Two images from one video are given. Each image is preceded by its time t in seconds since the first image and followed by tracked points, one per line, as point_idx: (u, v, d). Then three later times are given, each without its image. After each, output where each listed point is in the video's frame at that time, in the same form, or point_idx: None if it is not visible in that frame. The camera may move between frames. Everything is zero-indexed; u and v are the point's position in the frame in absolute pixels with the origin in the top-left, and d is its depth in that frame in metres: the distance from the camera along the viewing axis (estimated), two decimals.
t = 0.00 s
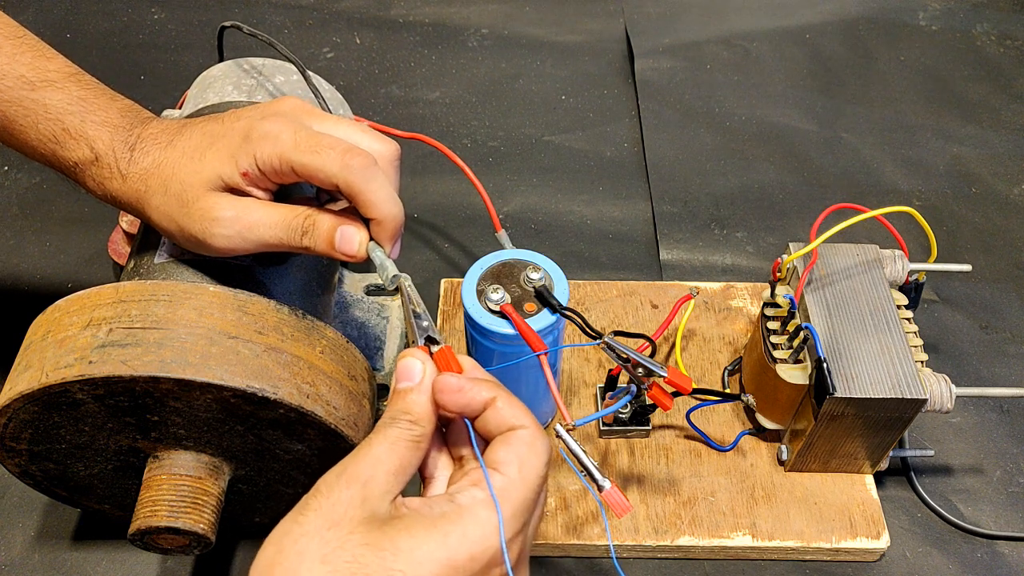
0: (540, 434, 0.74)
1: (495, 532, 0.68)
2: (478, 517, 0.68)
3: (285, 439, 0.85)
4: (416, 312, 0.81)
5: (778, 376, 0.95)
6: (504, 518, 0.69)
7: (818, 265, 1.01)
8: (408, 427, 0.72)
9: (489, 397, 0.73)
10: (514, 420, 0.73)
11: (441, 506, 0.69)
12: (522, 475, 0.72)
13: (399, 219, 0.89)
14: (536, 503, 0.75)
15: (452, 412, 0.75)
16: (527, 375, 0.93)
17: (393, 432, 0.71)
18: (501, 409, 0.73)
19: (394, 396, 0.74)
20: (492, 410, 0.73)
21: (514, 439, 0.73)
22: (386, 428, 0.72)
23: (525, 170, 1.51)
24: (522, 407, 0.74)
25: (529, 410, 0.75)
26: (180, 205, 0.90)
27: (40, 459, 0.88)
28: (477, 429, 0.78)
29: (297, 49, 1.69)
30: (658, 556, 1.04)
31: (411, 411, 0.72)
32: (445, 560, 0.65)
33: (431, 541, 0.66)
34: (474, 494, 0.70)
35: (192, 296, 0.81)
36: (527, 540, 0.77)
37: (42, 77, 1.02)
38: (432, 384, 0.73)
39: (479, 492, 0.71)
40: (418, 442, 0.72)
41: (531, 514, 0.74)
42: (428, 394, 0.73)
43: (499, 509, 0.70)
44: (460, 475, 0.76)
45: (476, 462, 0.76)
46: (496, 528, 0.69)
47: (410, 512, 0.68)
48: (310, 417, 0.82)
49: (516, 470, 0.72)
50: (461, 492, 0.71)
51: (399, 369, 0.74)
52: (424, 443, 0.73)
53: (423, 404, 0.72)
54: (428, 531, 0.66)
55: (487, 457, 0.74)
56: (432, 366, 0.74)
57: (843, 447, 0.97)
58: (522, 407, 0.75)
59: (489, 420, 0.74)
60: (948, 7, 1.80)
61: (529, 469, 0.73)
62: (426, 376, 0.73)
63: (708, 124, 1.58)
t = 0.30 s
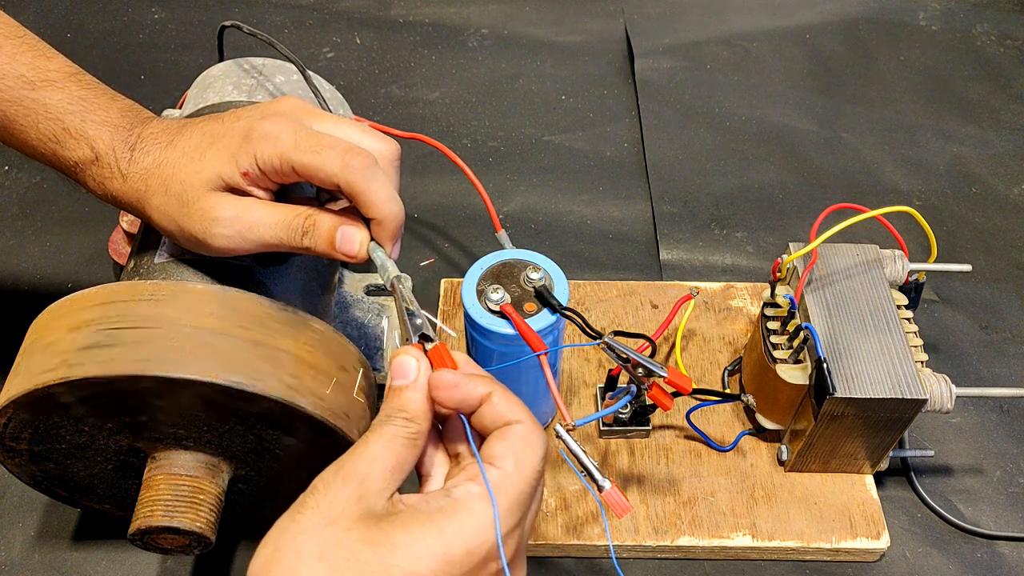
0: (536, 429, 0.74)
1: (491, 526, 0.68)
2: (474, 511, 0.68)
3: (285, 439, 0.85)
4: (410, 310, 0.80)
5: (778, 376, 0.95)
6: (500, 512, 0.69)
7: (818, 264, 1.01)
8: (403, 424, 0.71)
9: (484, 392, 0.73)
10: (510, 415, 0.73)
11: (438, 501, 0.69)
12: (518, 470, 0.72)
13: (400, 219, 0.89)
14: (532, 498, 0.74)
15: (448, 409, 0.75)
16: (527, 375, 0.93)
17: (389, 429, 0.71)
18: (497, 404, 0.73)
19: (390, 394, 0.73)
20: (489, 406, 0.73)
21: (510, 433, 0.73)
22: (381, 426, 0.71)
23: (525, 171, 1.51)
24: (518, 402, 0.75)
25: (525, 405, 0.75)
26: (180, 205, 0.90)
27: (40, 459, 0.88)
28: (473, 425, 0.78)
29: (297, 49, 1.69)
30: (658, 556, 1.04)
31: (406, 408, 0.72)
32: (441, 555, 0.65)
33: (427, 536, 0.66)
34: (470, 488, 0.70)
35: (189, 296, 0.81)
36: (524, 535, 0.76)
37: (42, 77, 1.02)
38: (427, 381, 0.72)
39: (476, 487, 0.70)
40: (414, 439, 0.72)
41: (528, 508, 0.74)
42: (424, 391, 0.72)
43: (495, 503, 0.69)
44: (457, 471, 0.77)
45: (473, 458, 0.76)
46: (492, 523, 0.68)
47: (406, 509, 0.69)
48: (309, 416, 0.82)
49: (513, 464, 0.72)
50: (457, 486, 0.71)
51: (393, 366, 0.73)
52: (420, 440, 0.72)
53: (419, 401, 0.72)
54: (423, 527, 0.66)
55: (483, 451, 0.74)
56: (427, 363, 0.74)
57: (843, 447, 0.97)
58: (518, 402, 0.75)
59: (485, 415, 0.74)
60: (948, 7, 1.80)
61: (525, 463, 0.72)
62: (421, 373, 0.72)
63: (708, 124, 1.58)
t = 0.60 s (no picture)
0: (551, 443, 0.75)
1: (505, 540, 0.69)
2: (489, 525, 0.69)
3: (285, 440, 0.85)
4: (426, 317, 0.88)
5: (778, 376, 0.95)
6: (514, 528, 0.70)
7: (818, 265, 1.01)
8: (416, 434, 0.71)
9: (500, 405, 0.74)
10: (526, 429, 0.74)
11: (452, 515, 0.70)
12: (532, 484, 0.73)
13: (401, 217, 0.90)
14: (545, 512, 0.75)
15: (462, 419, 0.75)
16: (527, 374, 0.93)
17: (402, 439, 0.71)
18: (513, 417, 0.74)
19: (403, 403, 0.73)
20: (504, 419, 0.74)
21: (526, 447, 0.74)
22: (394, 435, 0.71)
23: (525, 170, 1.51)
24: (533, 416, 0.76)
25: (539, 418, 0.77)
26: (181, 205, 0.90)
27: (40, 459, 0.88)
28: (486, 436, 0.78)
29: (297, 49, 1.69)
30: (658, 556, 1.04)
31: (419, 418, 0.71)
32: (455, 569, 0.65)
33: (441, 549, 0.66)
34: (485, 503, 0.71)
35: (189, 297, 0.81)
36: (536, 549, 0.77)
37: (42, 77, 1.02)
38: (441, 391, 0.72)
39: (490, 501, 0.71)
40: (426, 449, 0.72)
41: (540, 523, 0.75)
42: (437, 400, 0.72)
43: (509, 518, 0.70)
44: (469, 484, 0.77)
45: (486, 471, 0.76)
46: (506, 537, 0.69)
47: (420, 521, 0.69)
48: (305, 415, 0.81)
49: (527, 479, 0.73)
50: (471, 500, 0.71)
51: (407, 374, 0.72)
52: (433, 449, 0.73)
53: (433, 411, 0.72)
54: (437, 540, 0.67)
55: (497, 465, 0.75)
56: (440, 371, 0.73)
57: (843, 447, 0.98)
58: (533, 416, 0.76)
59: (501, 427, 0.75)
60: (948, 7, 1.80)
61: (540, 477, 0.73)
62: (435, 382, 0.72)
63: (708, 124, 1.58)
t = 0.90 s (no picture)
0: (565, 465, 0.75)
1: (517, 564, 0.69)
2: (500, 549, 0.69)
3: (286, 441, 0.85)
4: (439, 329, 0.87)
5: (778, 376, 0.95)
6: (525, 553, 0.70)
7: (818, 264, 1.01)
8: (428, 451, 0.71)
9: (515, 424, 0.74)
10: (540, 450, 0.75)
11: (462, 538, 0.69)
12: (546, 508, 0.73)
13: (401, 215, 0.90)
14: (557, 536, 0.75)
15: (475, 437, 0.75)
16: (527, 374, 0.93)
17: (414, 455, 0.71)
18: (527, 437, 0.74)
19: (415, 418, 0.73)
20: (518, 439, 0.74)
21: (540, 469, 0.74)
22: (406, 452, 0.71)
23: (525, 170, 1.51)
24: (547, 436, 0.76)
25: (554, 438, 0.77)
26: (181, 204, 0.90)
27: (39, 460, 0.88)
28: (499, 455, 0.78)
29: (297, 49, 1.69)
30: (658, 556, 1.04)
31: (432, 434, 0.71)
32: None
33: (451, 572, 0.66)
34: (497, 526, 0.71)
35: (187, 297, 0.81)
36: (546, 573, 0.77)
37: (41, 78, 1.02)
38: (455, 407, 0.71)
39: (502, 525, 0.71)
40: (438, 466, 0.72)
41: (552, 547, 0.75)
42: (450, 417, 0.71)
43: (521, 543, 0.70)
44: (482, 505, 0.77)
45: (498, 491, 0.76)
46: (518, 561, 0.69)
47: (429, 542, 0.68)
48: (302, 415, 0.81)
49: (540, 502, 0.73)
50: (483, 523, 0.71)
51: (420, 388, 0.72)
52: (444, 467, 0.72)
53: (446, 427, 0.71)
54: (447, 563, 0.66)
55: (510, 486, 0.75)
56: (454, 386, 0.73)
57: (843, 447, 0.98)
58: (547, 437, 0.76)
59: (515, 447, 0.75)
60: (948, 7, 1.80)
61: (553, 501, 0.73)
62: (448, 398, 0.71)
63: (708, 124, 1.58)
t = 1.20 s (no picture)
0: (553, 483, 0.75)
1: None
2: (486, 570, 0.69)
3: (285, 442, 0.85)
4: (429, 341, 0.84)
5: (778, 376, 0.95)
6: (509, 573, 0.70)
7: (818, 264, 1.01)
8: (415, 467, 0.71)
9: (502, 442, 0.74)
10: (527, 468, 0.75)
11: (448, 557, 0.69)
12: (532, 527, 0.73)
13: (402, 214, 0.90)
14: (543, 553, 0.76)
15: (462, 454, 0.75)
16: (528, 374, 0.93)
17: (401, 472, 0.70)
18: (514, 455, 0.74)
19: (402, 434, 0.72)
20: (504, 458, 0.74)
21: (526, 488, 0.74)
22: (393, 469, 0.71)
23: (525, 170, 1.51)
24: (535, 454, 0.76)
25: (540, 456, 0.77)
26: (181, 204, 0.90)
27: (39, 460, 0.88)
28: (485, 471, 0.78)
29: (297, 49, 1.69)
30: (658, 556, 1.04)
31: (419, 451, 0.71)
32: None
33: None
34: (483, 546, 0.71)
35: (186, 298, 0.81)
36: None
37: (41, 77, 1.02)
38: (442, 424, 0.71)
39: (488, 544, 0.71)
40: (425, 483, 0.71)
41: (537, 564, 0.75)
42: (437, 433, 0.71)
43: (507, 563, 0.71)
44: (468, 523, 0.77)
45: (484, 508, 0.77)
46: None
47: (416, 561, 0.69)
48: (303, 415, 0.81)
49: (526, 521, 0.73)
50: (469, 543, 0.71)
51: (408, 405, 0.71)
52: (431, 483, 0.72)
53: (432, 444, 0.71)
54: None
55: (497, 504, 0.75)
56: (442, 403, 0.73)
57: (843, 448, 0.98)
58: (535, 455, 0.76)
59: (501, 465, 0.75)
60: (949, 7, 1.80)
61: (540, 519, 0.74)
62: (436, 414, 0.71)
63: (708, 124, 1.58)
